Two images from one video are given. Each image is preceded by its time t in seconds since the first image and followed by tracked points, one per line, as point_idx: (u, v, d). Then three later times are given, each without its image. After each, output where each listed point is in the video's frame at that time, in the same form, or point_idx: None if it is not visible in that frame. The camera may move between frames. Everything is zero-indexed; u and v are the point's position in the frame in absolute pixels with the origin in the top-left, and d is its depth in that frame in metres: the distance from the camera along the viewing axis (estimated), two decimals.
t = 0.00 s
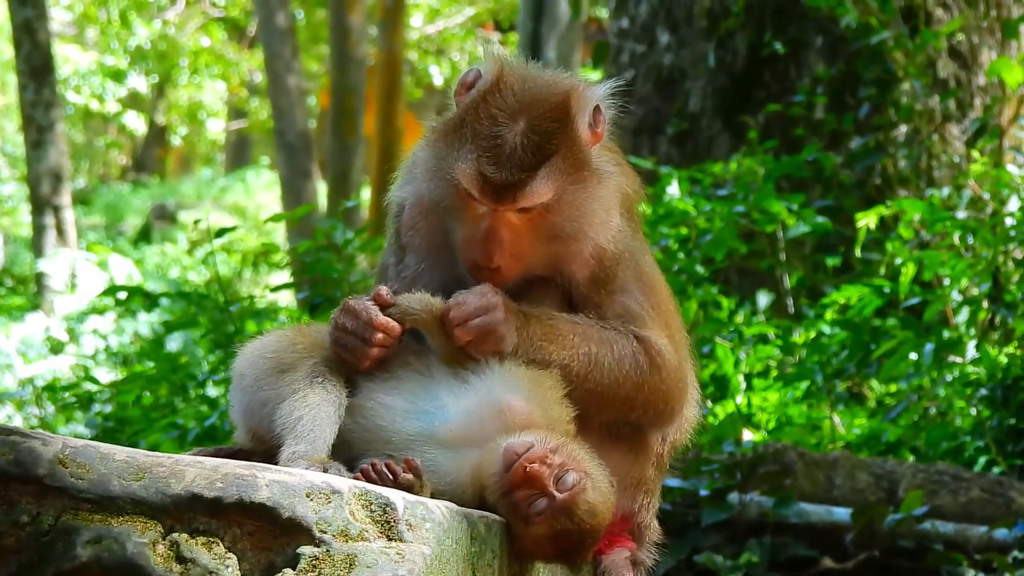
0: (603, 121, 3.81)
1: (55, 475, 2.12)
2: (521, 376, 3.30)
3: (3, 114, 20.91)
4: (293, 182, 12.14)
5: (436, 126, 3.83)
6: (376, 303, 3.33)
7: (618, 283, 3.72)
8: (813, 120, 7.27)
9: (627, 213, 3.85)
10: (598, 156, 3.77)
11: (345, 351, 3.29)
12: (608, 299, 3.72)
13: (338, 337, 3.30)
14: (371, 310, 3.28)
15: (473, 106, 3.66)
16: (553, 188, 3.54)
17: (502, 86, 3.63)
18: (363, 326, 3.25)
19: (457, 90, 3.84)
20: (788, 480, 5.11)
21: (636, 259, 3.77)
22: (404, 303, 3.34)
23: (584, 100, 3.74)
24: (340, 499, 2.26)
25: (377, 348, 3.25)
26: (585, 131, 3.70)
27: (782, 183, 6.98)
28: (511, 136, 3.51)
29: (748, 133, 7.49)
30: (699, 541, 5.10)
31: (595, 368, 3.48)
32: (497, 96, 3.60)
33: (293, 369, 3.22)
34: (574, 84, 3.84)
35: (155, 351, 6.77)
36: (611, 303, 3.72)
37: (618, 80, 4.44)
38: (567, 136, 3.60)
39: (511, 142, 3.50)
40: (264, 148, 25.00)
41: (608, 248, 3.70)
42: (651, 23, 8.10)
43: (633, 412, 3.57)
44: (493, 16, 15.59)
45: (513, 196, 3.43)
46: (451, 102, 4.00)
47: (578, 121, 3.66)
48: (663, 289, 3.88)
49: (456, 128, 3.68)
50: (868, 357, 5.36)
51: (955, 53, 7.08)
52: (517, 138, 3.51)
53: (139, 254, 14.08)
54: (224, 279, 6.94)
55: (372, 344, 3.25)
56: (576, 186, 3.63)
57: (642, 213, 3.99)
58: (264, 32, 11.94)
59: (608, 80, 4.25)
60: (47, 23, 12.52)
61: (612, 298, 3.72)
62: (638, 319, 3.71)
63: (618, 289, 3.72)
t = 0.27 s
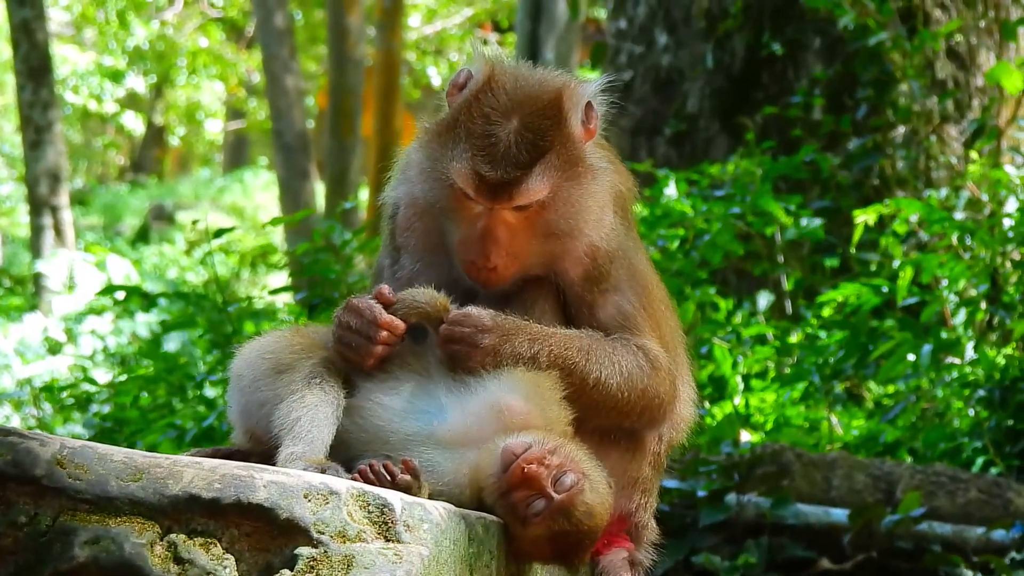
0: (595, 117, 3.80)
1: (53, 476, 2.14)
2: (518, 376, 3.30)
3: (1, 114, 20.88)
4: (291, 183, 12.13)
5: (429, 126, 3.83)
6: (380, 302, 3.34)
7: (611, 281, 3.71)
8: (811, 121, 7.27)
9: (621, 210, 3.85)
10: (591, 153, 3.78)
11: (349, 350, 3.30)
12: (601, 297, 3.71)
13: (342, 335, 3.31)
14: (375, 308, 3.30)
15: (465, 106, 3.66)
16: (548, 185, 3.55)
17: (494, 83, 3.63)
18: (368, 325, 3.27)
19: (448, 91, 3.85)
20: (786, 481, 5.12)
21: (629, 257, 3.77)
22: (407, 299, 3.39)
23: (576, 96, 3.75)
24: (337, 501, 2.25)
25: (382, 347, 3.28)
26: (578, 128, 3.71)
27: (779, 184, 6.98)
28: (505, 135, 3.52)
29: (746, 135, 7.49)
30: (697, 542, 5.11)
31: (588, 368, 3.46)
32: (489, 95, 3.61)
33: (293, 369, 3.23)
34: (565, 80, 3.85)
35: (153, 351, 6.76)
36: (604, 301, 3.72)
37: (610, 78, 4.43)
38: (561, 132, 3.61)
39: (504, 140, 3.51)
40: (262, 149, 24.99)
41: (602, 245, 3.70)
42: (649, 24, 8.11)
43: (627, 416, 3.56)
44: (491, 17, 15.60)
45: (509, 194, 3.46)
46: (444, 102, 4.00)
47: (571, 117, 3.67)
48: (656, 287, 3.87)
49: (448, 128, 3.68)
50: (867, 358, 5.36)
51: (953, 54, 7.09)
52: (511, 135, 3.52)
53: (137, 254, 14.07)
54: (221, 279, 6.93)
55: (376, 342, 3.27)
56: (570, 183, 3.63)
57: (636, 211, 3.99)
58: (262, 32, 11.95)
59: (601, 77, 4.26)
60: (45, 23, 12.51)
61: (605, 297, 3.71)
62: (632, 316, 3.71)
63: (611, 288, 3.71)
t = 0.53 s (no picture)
0: (595, 118, 3.81)
1: (51, 477, 2.17)
2: (517, 377, 3.30)
3: None
4: (289, 184, 12.12)
5: (429, 127, 3.83)
6: (379, 303, 3.34)
7: (609, 283, 3.71)
8: (810, 123, 7.28)
9: (620, 211, 3.85)
10: (592, 154, 3.77)
11: (348, 351, 3.30)
12: (599, 298, 3.71)
13: (341, 336, 3.31)
14: (374, 309, 3.29)
15: (465, 107, 3.65)
16: (549, 186, 3.55)
17: (495, 85, 3.63)
18: (367, 326, 3.27)
19: (449, 92, 3.84)
20: (784, 483, 5.10)
21: (628, 258, 3.77)
22: (406, 299, 3.40)
23: (576, 98, 3.74)
24: (336, 502, 2.24)
25: (381, 348, 3.27)
26: (579, 129, 3.71)
27: (778, 185, 6.99)
28: (506, 136, 3.51)
29: (744, 136, 7.50)
30: (695, 543, 5.13)
31: (588, 370, 3.46)
32: (490, 97, 3.60)
33: (291, 370, 3.22)
34: (566, 81, 3.85)
35: (152, 352, 6.76)
36: (603, 302, 3.72)
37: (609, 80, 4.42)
38: (563, 133, 3.60)
39: (505, 141, 3.50)
40: (261, 149, 24.99)
41: (601, 247, 3.70)
42: (649, 25, 8.12)
43: (625, 418, 3.56)
44: (490, 18, 15.62)
45: (510, 195, 3.46)
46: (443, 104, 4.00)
47: (572, 118, 3.66)
48: (654, 289, 3.87)
49: (449, 129, 3.68)
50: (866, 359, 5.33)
51: (952, 55, 7.09)
52: (512, 136, 3.51)
53: (136, 255, 14.07)
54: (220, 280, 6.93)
55: (375, 343, 3.27)
56: (570, 184, 3.63)
57: (635, 212, 3.99)
58: (262, 33, 11.95)
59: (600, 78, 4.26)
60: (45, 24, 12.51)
61: (603, 298, 3.72)
62: (630, 317, 3.71)
63: (609, 289, 3.71)
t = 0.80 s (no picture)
0: (598, 118, 3.81)
1: (50, 475, 2.17)
2: (518, 377, 3.30)
3: None
4: (290, 183, 12.13)
5: (432, 126, 3.83)
6: (380, 301, 3.35)
7: (610, 283, 3.72)
8: (810, 122, 7.27)
9: (621, 212, 3.85)
10: (594, 154, 3.77)
11: (349, 350, 3.31)
12: (599, 298, 3.72)
13: (342, 335, 3.31)
14: (375, 308, 3.30)
15: (468, 106, 3.66)
16: (552, 186, 3.55)
17: (499, 84, 3.63)
18: (368, 325, 3.28)
19: (451, 91, 3.85)
20: (784, 481, 5.10)
21: (629, 258, 3.77)
22: (407, 298, 3.40)
23: (579, 97, 3.74)
24: (336, 500, 2.25)
25: (382, 347, 3.28)
26: (581, 129, 3.71)
27: (778, 184, 6.99)
28: (509, 135, 3.52)
29: (744, 136, 7.50)
30: (696, 542, 5.16)
31: (588, 371, 3.46)
32: (493, 96, 3.60)
33: (291, 369, 3.23)
34: (569, 81, 3.85)
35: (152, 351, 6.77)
36: (603, 303, 3.72)
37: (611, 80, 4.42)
38: (566, 133, 3.60)
39: (508, 141, 3.51)
40: (261, 149, 24.99)
41: (602, 247, 3.70)
42: (649, 25, 8.12)
43: (626, 418, 3.57)
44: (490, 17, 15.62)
45: (512, 194, 3.46)
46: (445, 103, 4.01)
47: (575, 118, 3.66)
48: (655, 289, 3.88)
49: (452, 128, 3.68)
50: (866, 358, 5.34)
51: (952, 54, 7.09)
52: (515, 136, 3.51)
53: (135, 254, 14.07)
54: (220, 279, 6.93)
55: (376, 342, 3.28)
56: (572, 184, 3.63)
57: (636, 212, 4.00)
58: (262, 32, 11.96)
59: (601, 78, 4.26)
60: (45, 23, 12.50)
61: (604, 298, 3.72)
62: (630, 317, 3.71)
63: (610, 289, 3.72)
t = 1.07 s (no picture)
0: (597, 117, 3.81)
1: (50, 473, 2.17)
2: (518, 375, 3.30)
3: None
4: (290, 181, 12.10)
5: (431, 124, 3.83)
6: (377, 300, 3.34)
7: (611, 281, 3.73)
8: (810, 120, 7.27)
9: (622, 211, 3.86)
10: (593, 153, 3.78)
11: (347, 349, 3.31)
12: (601, 296, 3.73)
13: (340, 334, 3.31)
14: (372, 307, 3.29)
15: (467, 104, 3.65)
16: (550, 184, 3.55)
17: (498, 83, 3.63)
18: (365, 324, 3.27)
19: (450, 89, 3.84)
20: (784, 480, 5.11)
21: (630, 256, 3.78)
22: (404, 299, 3.34)
23: (578, 96, 3.75)
24: (336, 498, 2.25)
25: (379, 346, 3.27)
26: (580, 128, 3.71)
27: (778, 182, 6.99)
28: (507, 133, 3.51)
29: (744, 134, 7.50)
30: (696, 540, 5.17)
31: (589, 364, 3.47)
32: (491, 94, 3.60)
33: (290, 367, 3.22)
34: (568, 80, 3.85)
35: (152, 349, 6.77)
36: (605, 300, 3.73)
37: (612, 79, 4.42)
38: (564, 132, 3.60)
39: (507, 138, 3.50)
40: (261, 146, 24.99)
41: (602, 245, 3.71)
42: (648, 22, 8.12)
43: (628, 412, 3.59)
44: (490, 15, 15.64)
45: (510, 192, 3.45)
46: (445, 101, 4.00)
47: (573, 117, 3.66)
48: (656, 286, 3.89)
49: (451, 126, 3.68)
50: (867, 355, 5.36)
51: (951, 52, 7.10)
52: (514, 134, 3.51)
53: (135, 252, 14.07)
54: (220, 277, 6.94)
55: (373, 341, 3.27)
56: (571, 183, 3.63)
57: (636, 211, 4.00)
58: (262, 30, 11.96)
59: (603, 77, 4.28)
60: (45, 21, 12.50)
61: (606, 296, 3.73)
62: (632, 314, 3.72)
63: (611, 287, 3.73)
